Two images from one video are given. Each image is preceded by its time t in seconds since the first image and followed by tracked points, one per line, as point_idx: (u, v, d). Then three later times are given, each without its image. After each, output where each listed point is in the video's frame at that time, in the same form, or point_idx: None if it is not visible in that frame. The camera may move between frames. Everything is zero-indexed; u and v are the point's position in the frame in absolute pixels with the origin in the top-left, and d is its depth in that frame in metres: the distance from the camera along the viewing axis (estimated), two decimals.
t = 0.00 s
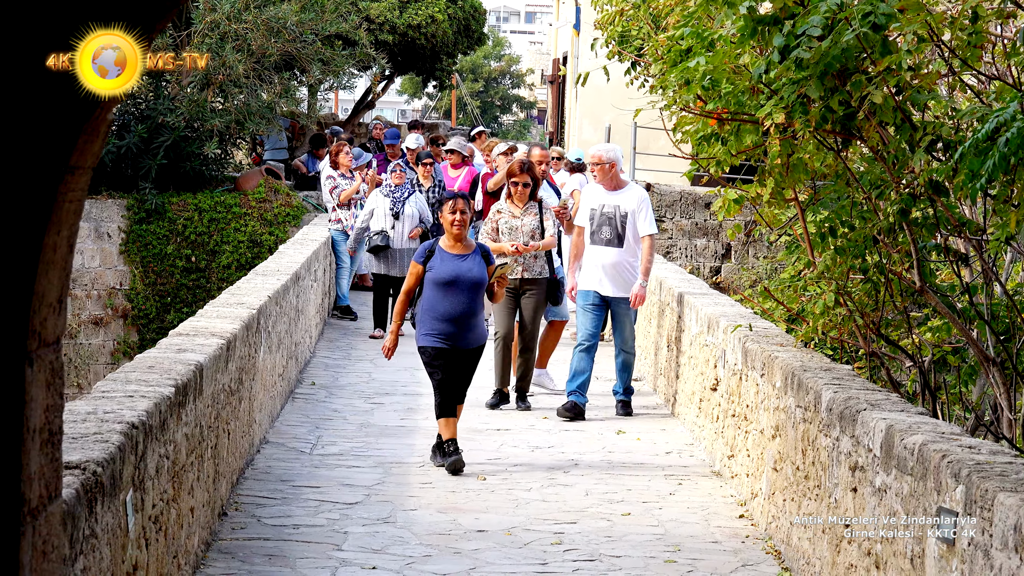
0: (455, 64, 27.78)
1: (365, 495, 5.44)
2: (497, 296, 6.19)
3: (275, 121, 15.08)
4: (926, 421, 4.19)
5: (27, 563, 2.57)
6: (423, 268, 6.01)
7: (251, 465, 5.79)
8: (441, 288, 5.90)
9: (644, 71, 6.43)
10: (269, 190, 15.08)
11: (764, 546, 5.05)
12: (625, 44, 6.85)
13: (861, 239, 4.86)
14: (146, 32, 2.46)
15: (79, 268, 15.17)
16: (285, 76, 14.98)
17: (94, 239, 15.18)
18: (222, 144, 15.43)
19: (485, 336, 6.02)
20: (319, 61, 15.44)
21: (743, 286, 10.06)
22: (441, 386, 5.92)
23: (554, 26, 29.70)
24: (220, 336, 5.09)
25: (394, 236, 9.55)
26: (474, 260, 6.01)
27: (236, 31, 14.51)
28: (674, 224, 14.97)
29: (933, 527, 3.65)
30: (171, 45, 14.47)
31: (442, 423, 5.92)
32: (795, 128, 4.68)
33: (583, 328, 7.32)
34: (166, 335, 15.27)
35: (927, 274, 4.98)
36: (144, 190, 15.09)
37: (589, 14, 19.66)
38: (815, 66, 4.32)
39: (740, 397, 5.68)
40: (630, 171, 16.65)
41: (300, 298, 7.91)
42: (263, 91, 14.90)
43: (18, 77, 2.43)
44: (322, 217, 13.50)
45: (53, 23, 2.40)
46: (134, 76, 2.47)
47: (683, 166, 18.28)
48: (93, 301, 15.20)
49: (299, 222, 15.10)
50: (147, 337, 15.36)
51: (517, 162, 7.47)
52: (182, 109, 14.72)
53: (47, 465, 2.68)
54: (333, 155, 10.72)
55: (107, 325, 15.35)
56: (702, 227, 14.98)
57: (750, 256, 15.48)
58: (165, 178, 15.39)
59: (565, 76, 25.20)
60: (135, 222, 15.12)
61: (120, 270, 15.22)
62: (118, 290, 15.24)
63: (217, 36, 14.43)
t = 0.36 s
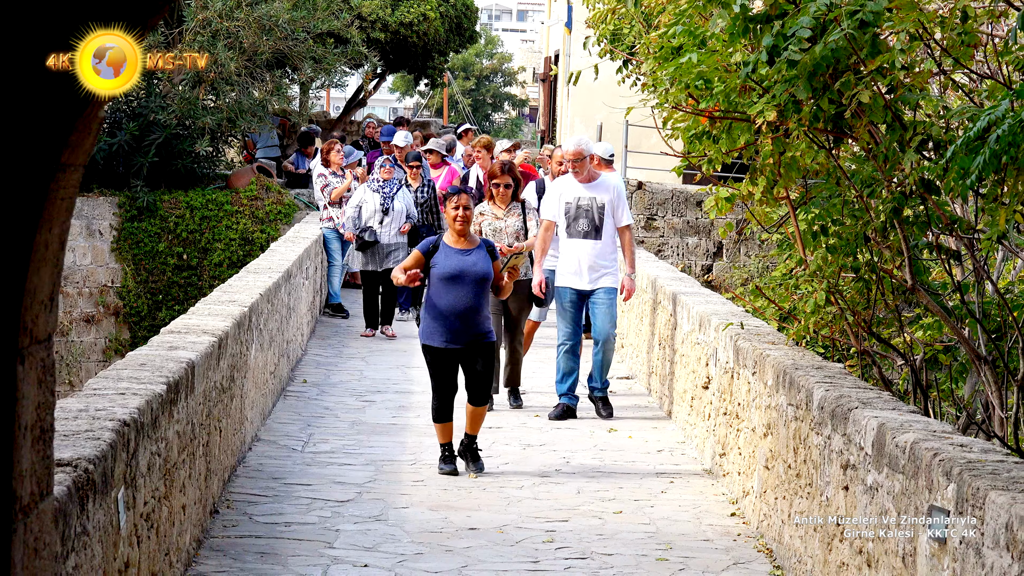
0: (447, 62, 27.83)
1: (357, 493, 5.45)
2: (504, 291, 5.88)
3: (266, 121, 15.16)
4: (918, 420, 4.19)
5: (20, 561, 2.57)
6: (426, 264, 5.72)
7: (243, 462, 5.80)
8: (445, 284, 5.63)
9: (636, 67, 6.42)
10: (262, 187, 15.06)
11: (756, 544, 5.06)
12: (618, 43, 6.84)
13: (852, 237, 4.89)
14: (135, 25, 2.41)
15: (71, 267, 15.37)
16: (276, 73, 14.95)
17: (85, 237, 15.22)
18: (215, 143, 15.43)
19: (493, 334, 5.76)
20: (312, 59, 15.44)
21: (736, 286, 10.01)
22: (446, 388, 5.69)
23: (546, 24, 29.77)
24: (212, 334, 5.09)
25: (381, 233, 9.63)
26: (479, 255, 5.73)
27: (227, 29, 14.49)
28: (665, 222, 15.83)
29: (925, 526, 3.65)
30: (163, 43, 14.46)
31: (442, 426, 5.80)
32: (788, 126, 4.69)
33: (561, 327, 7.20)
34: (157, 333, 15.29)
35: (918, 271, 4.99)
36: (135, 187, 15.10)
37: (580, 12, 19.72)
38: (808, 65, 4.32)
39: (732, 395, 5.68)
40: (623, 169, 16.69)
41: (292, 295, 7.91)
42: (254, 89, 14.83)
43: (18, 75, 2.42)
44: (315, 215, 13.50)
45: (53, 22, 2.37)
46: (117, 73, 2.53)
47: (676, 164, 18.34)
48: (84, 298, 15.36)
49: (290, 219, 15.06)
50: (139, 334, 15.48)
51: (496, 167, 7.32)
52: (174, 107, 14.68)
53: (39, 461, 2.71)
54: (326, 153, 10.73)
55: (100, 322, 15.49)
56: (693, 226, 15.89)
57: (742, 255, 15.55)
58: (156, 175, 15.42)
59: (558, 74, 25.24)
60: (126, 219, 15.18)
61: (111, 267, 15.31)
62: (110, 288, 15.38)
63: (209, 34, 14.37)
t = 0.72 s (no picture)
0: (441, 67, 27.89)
1: (349, 497, 5.44)
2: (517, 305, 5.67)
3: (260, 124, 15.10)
4: (910, 425, 4.19)
5: (11, 564, 2.59)
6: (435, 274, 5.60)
7: (235, 466, 5.79)
8: (452, 295, 5.51)
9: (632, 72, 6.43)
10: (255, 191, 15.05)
11: (748, 549, 5.05)
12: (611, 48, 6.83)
13: (846, 241, 4.84)
14: (132, 25, 2.35)
15: (63, 269, 15.21)
16: (270, 77, 14.99)
17: (79, 240, 15.19)
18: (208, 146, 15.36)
19: (504, 346, 5.59)
20: (305, 62, 15.45)
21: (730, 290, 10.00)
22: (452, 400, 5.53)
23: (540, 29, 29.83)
24: (204, 337, 5.09)
25: (383, 241, 9.40)
26: (489, 266, 5.58)
27: (221, 33, 14.42)
28: (659, 227, 15.78)
29: (917, 532, 3.65)
30: (156, 46, 14.47)
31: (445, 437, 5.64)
32: (782, 131, 4.71)
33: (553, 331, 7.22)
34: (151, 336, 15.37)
35: (912, 277, 4.97)
36: (129, 191, 15.06)
37: (574, 17, 19.80)
38: (801, 71, 4.33)
39: (724, 400, 5.68)
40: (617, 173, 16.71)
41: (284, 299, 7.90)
42: (248, 92, 14.87)
43: (17, 75, 2.38)
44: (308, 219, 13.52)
45: (53, 22, 2.33)
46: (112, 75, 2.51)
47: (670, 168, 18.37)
48: (77, 301, 15.37)
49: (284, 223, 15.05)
50: (132, 337, 15.52)
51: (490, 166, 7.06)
52: (167, 110, 14.60)
53: (30, 465, 2.71)
54: (321, 157, 10.68)
55: (92, 326, 15.54)
56: (686, 230, 15.85)
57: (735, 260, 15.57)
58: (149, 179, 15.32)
59: (551, 78, 25.25)
60: (120, 223, 15.12)
61: (105, 270, 15.26)
62: (103, 291, 15.36)
63: (203, 37, 14.35)
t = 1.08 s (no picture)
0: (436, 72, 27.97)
1: (343, 500, 5.45)
2: (518, 311, 5.61)
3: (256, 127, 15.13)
4: (905, 429, 4.20)
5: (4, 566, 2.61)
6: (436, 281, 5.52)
7: (230, 469, 5.79)
8: (454, 301, 5.40)
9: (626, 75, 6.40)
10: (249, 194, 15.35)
11: (742, 553, 5.06)
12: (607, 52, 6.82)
13: (840, 246, 4.88)
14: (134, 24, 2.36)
15: (58, 272, 15.04)
16: (265, 80, 15.01)
17: (73, 242, 15.00)
18: (203, 149, 15.40)
19: (505, 354, 5.48)
20: (300, 65, 15.56)
21: (725, 294, 10.00)
22: (454, 411, 5.38)
23: (535, 34, 29.99)
24: (198, 341, 5.09)
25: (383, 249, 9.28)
26: (491, 272, 5.50)
27: (217, 35, 14.42)
28: (653, 231, 15.83)
29: (912, 537, 3.65)
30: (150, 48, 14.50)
31: (450, 450, 5.41)
32: (776, 136, 4.68)
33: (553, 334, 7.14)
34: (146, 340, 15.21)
35: (907, 281, 4.98)
36: (123, 194, 15.01)
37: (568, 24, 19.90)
38: (796, 73, 4.34)
39: (719, 404, 5.68)
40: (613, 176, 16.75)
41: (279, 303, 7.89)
42: (242, 96, 14.83)
43: (16, 75, 2.36)
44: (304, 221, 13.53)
45: (53, 22, 2.32)
46: (119, 75, 2.46)
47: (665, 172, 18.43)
48: (71, 304, 15.10)
49: (277, 227, 15.31)
50: (127, 341, 15.28)
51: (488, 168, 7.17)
52: (162, 113, 14.65)
53: (25, 468, 2.72)
54: (318, 161, 10.73)
55: (87, 329, 15.25)
56: (681, 234, 15.89)
57: (729, 264, 15.61)
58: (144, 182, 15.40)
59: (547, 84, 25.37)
60: (114, 226, 15.03)
61: (99, 273, 15.13)
62: (98, 294, 15.16)
63: (197, 40, 14.25)
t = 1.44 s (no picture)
0: (435, 78, 28.58)
1: (347, 495, 5.59)
2: (514, 310, 5.70)
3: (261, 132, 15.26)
4: (892, 426, 4.34)
5: (17, 560, 2.68)
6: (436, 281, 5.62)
7: (236, 465, 5.93)
8: (453, 301, 5.50)
9: (620, 83, 6.53)
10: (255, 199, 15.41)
11: (735, 546, 5.20)
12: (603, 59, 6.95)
13: (830, 249, 5.03)
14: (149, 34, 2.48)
15: (69, 274, 15.22)
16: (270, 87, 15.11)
17: (83, 245, 15.19)
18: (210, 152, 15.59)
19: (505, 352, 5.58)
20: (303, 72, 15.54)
21: (717, 293, 10.14)
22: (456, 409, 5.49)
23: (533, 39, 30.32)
24: (206, 340, 5.23)
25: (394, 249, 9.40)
26: (490, 272, 5.60)
27: (222, 44, 14.49)
28: (648, 233, 15.93)
29: (900, 532, 3.78)
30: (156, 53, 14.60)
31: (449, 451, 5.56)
32: (768, 141, 4.81)
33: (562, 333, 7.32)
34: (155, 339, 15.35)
35: (894, 282, 5.13)
36: (132, 199, 15.31)
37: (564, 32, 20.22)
38: (789, 81, 4.45)
39: (712, 402, 5.82)
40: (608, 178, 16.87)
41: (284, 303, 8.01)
42: (248, 102, 15.01)
43: (20, 76, 2.52)
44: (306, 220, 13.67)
45: (53, 22, 2.49)
46: (124, 76, 2.51)
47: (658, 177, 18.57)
48: (81, 305, 15.24)
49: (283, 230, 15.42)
50: (136, 340, 15.44)
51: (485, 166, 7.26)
52: (170, 120, 14.80)
53: (38, 465, 2.79)
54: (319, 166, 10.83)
55: (97, 329, 15.42)
56: (675, 236, 16.00)
57: (722, 265, 15.74)
58: (151, 186, 15.68)
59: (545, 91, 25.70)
60: (123, 229, 15.28)
61: (109, 275, 15.31)
62: (107, 295, 15.35)
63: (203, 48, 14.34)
